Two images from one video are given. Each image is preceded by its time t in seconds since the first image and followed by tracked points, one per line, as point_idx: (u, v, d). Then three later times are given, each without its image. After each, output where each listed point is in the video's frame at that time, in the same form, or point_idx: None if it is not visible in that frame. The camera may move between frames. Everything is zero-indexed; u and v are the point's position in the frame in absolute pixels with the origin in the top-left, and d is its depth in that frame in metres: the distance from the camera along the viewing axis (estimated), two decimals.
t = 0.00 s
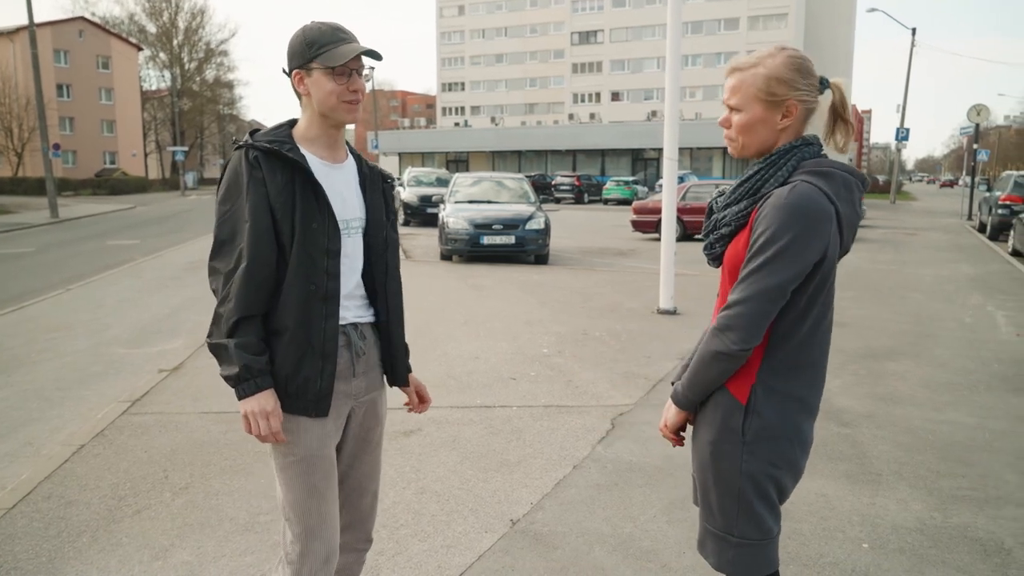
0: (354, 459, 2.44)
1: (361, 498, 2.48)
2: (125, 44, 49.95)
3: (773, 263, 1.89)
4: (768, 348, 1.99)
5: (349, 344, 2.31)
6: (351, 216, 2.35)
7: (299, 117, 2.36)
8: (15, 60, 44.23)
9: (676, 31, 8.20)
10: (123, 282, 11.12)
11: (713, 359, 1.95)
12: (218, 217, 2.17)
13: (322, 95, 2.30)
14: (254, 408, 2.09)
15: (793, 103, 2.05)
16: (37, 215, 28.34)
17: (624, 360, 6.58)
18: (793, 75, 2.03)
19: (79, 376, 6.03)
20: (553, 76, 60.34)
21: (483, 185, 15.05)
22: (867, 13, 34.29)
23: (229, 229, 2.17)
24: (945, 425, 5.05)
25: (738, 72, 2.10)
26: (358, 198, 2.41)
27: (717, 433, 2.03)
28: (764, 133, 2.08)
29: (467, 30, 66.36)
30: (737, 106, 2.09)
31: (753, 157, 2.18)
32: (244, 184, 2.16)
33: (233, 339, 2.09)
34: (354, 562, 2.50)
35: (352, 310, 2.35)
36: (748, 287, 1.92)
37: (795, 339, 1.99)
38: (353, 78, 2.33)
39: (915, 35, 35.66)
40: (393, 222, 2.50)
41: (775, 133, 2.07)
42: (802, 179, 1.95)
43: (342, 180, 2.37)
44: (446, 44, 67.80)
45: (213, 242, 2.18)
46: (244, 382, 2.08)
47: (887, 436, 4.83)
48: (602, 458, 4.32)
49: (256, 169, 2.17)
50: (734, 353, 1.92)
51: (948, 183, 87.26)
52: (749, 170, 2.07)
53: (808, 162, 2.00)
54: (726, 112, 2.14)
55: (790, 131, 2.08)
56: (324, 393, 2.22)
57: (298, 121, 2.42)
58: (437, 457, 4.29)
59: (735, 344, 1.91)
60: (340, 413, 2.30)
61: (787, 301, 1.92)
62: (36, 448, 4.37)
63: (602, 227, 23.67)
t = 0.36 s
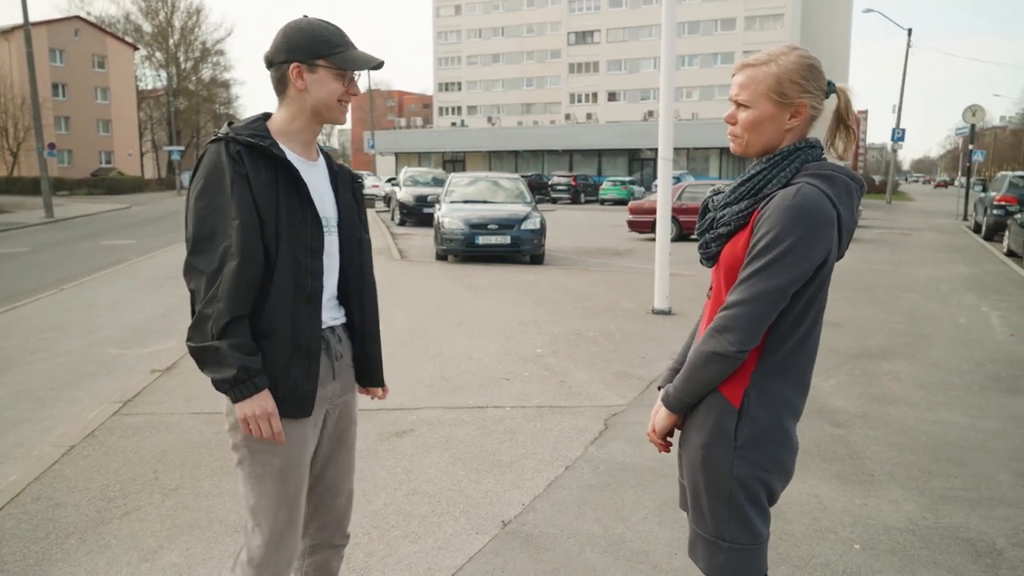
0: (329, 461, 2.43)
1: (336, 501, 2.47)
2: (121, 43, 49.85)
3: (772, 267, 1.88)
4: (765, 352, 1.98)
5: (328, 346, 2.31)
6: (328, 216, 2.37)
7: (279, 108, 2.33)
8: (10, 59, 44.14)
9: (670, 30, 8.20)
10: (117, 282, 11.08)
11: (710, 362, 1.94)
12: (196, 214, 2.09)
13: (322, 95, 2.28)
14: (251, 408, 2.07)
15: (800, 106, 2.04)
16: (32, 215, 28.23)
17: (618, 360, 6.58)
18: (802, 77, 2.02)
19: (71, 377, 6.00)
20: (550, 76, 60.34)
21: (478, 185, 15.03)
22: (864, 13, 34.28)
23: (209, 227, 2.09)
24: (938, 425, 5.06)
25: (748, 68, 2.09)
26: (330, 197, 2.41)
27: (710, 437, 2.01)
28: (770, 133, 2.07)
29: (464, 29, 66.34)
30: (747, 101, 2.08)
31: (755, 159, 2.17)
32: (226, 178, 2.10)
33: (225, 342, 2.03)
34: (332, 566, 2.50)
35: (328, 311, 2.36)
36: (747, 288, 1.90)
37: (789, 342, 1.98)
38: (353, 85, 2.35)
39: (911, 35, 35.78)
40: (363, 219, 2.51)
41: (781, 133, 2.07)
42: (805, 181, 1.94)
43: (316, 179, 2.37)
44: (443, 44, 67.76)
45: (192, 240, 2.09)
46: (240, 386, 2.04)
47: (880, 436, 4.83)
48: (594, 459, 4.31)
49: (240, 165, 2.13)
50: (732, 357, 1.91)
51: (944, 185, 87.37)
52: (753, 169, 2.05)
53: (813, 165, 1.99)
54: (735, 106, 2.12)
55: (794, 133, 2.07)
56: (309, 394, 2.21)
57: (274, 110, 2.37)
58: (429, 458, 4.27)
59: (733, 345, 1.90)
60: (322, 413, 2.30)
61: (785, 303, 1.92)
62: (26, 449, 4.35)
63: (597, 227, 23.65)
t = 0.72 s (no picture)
0: (305, 465, 2.43)
1: (313, 507, 2.47)
2: (120, 44, 49.89)
3: (756, 267, 1.88)
4: (753, 354, 1.98)
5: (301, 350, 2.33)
6: (301, 215, 2.38)
7: (253, 103, 2.29)
8: (10, 60, 44.17)
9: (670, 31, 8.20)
10: (116, 282, 11.08)
11: (698, 364, 1.94)
12: (171, 221, 2.03)
13: (310, 91, 2.29)
14: (239, 420, 2.04)
15: (791, 106, 2.04)
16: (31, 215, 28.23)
17: (617, 360, 6.58)
18: (799, 76, 2.02)
19: (70, 377, 6.00)
20: (549, 77, 60.37)
21: (478, 186, 15.02)
22: (863, 15, 34.31)
23: (185, 232, 2.03)
24: (936, 427, 5.06)
25: (743, 63, 2.08)
26: (303, 196, 2.42)
27: (702, 439, 2.00)
28: (759, 129, 2.06)
29: (463, 30, 66.39)
30: (739, 96, 2.07)
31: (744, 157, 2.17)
32: (204, 183, 2.06)
33: (209, 352, 2.00)
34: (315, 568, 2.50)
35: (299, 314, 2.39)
36: (734, 289, 1.90)
37: (778, 343, 1.97)
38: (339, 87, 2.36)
39: (910, 37, 35.81)
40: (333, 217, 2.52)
41: (769, 132, 2.06)
42: (789, 181, 1.93)
43: (288, 176, 2.36)
44: (443, 45, 67.81)
45: (167, 247, 2.03)
46: (225, 398, 2.01)
47: (878, 438, 4.83)
48: (592, 460, 4.30)
49: (218, 167, 2.09)
50: (720, 359, 1.91)
51: (943, 186, 87.49)
52: (741, 168, 2.05)
53: (798, 165, 1.99)
54: (726, 101, 2.12)
55: (783, 132, 2.06)
56: (288, 399, 2.22)
57: (246, 101, 2.33)
58: (425, 459, 4.27)
59: (720, 347, 1.90)
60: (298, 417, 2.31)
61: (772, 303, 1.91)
62: (23, 449, 4.35)
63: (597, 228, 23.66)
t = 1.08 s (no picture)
0: (301, 467, 2.43)
1: (310, 509, 2.47)
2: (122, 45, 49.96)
3: (763, 271, 1.88)
4: (763, 358, 1.97)
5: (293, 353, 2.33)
6: (288, 211, 2.37)
7: (228, 105, 2.28)
8: (12, 61, 44.18)
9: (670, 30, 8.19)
10: (117, 283, 11.08)
11: (708, 368, 1.93)
12: (154, 230, 2.00)
13: (287, 93, 2.29)
14: (234, 430, 2.02)
15: (792, 112, 2.04)
16: (34, 216, 28.26)
17: (618, 362, 6.58)
18: (798, 86, 2.02)
19: (72, 378, 6.00)
20: (551, 79, 60.29)
21: (479, 188, 15.03)
22: (864, 17, 34.38)
23: (169, 240, 2.00)
24: (937, 429, 5.06)
25: (747, 63, 2.08)
26: (287, 191, 2.42)
27: (711, 443, 2.00)
28: (754, 134, 2.07)
29: (464, 32, 66.44)
30: (738, 99, 2.07)
31: (739, 158, 2.16)
32: (185, 188, 2.03)
33: (197, 364, 1.98)
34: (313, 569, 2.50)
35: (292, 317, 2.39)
36: (741, 293, 1.90)
37: (782, 347, 1.97)
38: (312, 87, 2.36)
39: (912, 39, 35.90)
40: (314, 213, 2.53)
41: (764, 138, 2.07)
42: (792, 182, 1.94)
43: (268, 171, 2.36)
44: (444, 46, 67.85)
45: (152, 257, 2.01)
46: (220, 408, 1.99)
47: (880, 440, 4.82)
48: (594, 462, 4.30)
49: (201, 173, 2.07)
50: (732, 364, 1.91)
51: (944, 189, 87.39)
52: (741, 171, 2.06)
53: (803, 166, 1.99)
54: (725, 102, 2.12)
55: (779, 138, 2.07)
56: (285, 402, 2.22)
57: (219, 98, 2.33)
58: (427, 461, 4.26)
59: (733, 350, 1.90)
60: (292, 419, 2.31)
61: (781, 306, 1.91)
62: (24, 451, 4.35)
63: (598, 229, 23.67)
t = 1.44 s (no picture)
0: (316, 479, 2.43)
1: (325, 521, 2.47)
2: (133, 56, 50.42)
3: (774, 285, 1.88)
4: (776, 372, 1.96)
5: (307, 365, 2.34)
6: (300, 223, 2.38)
7: (234, 117, 2.29)
8: (23, 71, 44.65)
9: (678, 42, 8.19)
10: (126, 293, 11.12)
11: (719, 383, 1.93)
12: (167, 247, 2.02)
13: (292, 105, 2.31)
14: (249, 446, 2.02)
15: (802, 126, 2.05)
16: (44, 226, 28.47)
17: (626, 374, 6.57)
18: (808, 100, 2.02)
19: (82, 388, 6.02)
20: (559, 89, 60.48)
21: (487, 199, 15.06)
22: (872, 29, 34.42)
23: (184, 257, 2.02)
24: (949, 443, 5.03)
25: (756, 77, 2.08)
26: (299, 202, 2.43)
27: (722, 457, 1.99)
28: (764, 148, 2.07)
29: (473, 43, 66.75)
30: (750, 112, 2.07)
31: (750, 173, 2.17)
32: (197, 205, 2.04)
33: (214, 381, 1.98)
34: None
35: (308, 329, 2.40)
36: (753, 305, 1.89)
37: (795, 362, 1.96)
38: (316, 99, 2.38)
39: (921, 51, 35.91)
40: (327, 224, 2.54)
41: (774, 150, 2.07)
42: (805, 196, 1.93)
43: (278, 184, 2.38)
44: (452, 57, 68.15)
45: (166, 274, 2.03)
46: (236, 426, 1.99)
47: (890, 454, 4.79)
48: (602, 475, 4.29)
49: (214, 188, 2.08)
50: (743, 378, 1.90)
51: (953, 200, 87.05)
52: (751, 185, 2.06)
53: (812, 180, 1.99)
54: (734, 114, 2.12)
55: (789, 152, 2.07)
56: (302, 414, 2.23)
57: (227, 112, 2.34)
58: (435, 473, 4.26)
59: (742, 363, 1.90)
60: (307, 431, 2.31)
61: (792, 320, 1.91)
62: (34, 460, 4.36)
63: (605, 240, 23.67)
